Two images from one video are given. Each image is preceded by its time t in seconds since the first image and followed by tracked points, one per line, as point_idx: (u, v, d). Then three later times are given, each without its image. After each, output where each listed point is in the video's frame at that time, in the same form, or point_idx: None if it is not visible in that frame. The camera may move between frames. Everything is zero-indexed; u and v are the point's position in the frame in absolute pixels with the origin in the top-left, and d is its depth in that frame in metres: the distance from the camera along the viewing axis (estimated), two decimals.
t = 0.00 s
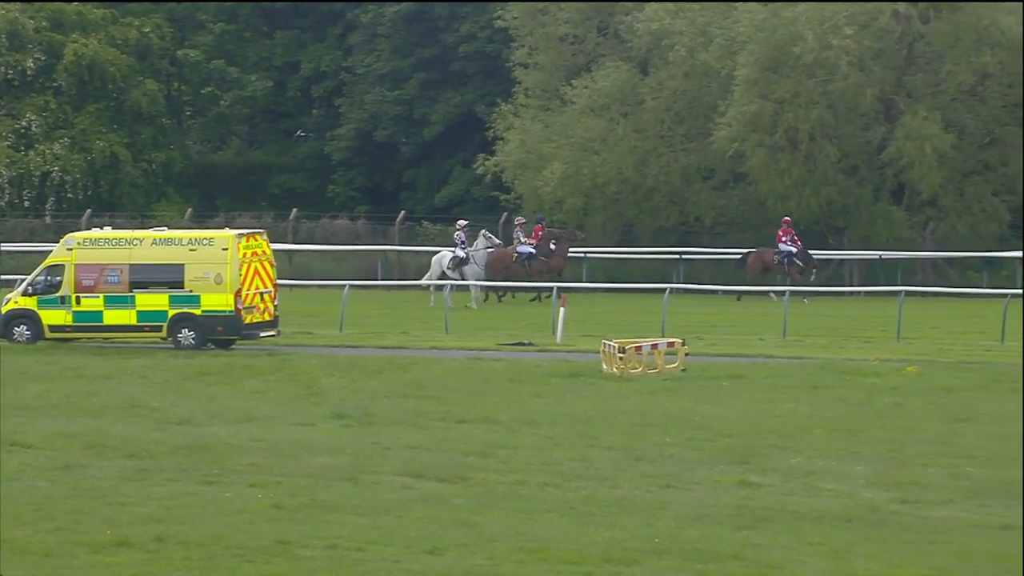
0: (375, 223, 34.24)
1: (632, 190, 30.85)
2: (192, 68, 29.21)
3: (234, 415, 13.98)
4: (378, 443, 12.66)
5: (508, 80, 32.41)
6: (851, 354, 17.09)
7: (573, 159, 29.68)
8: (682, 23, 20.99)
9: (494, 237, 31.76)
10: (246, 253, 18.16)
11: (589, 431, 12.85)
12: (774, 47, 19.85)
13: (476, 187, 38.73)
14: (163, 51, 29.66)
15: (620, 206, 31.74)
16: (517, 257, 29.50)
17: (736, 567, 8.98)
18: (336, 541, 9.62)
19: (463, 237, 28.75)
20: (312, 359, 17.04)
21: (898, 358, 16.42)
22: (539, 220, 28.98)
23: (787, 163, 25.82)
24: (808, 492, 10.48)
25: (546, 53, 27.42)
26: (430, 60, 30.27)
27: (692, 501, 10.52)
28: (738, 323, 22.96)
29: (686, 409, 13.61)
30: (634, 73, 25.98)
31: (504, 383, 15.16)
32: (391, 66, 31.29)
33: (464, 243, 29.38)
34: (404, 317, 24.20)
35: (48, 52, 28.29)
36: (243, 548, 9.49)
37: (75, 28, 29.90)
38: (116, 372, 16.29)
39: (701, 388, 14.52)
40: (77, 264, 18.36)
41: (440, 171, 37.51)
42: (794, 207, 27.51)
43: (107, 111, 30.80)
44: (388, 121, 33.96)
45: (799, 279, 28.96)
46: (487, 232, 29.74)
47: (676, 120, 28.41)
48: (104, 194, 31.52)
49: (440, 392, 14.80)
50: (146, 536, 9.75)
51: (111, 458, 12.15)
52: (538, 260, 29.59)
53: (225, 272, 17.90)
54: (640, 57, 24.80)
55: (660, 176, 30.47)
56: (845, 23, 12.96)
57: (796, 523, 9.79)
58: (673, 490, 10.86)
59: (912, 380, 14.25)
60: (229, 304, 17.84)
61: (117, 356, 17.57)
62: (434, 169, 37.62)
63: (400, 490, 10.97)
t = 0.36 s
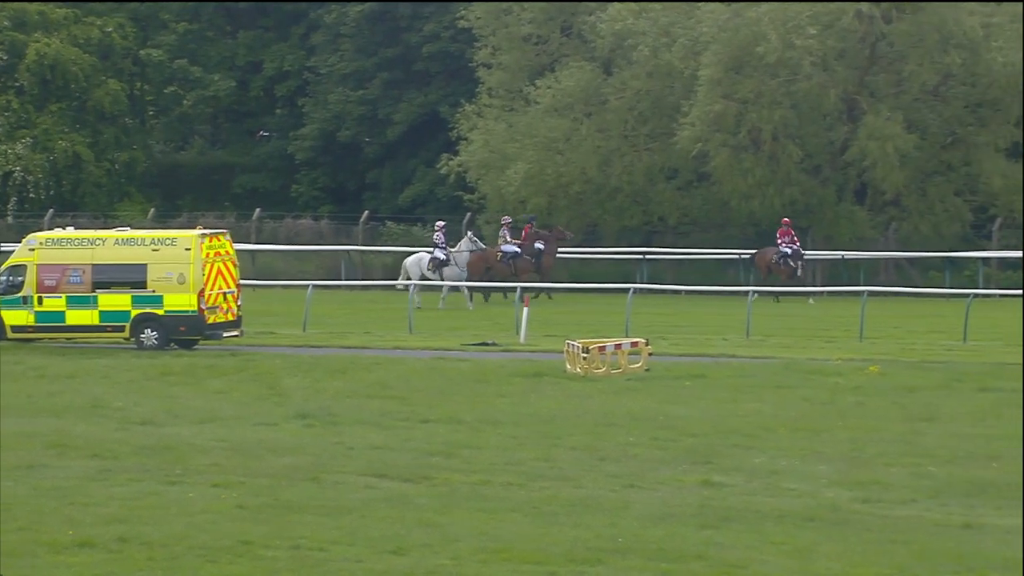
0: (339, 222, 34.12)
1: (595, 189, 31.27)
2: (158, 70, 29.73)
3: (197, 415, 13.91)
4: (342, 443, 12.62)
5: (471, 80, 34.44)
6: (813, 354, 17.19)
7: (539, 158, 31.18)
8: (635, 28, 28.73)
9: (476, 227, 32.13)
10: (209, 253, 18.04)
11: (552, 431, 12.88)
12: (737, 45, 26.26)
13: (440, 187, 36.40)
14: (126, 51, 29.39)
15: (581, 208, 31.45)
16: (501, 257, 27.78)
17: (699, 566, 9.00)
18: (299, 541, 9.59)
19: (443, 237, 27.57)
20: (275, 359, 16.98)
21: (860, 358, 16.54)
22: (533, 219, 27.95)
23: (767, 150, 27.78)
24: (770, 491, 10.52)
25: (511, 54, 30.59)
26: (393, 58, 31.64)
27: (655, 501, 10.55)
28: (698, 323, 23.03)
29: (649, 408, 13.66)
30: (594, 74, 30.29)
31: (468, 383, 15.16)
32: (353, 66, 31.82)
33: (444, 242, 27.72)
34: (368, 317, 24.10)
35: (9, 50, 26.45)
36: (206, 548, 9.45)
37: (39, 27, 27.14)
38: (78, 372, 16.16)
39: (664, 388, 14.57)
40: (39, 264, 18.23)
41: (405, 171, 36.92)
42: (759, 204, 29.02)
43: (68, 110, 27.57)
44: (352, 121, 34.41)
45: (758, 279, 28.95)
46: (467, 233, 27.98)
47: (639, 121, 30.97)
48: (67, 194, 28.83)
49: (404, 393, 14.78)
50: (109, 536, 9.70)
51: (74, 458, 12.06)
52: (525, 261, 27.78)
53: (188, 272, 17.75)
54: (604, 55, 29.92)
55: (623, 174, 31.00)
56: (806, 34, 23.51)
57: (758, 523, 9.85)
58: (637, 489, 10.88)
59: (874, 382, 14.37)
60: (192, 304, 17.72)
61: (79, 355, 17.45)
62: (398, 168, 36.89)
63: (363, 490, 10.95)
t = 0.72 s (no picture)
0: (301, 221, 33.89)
1: (558, 190, 31.13)
2: (118, 71, 26.19)
3: (158, 415, 13.83)
4: (303, 443, 12.58)
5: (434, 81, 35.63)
6: (774, 354, 17.28)
7: (500, 159, 31.05)
8: (598, 28, 29.63)
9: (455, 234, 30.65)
10: (171, 253, 17.92)
11: (515, 430, 12.90)
12: (699, 45, 26.58)
13: (402, 187, 37.06)
14: (85, 49, 26.25)
15: (544, 207, 31.37)
16: (484, 258, 27.40)
17: (660, 565, 9.05)
18: (261, 541, 9.57)
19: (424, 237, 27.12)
20: (236, 358, 16.91)
21: (820, 358, 16.66)
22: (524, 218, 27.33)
23: (729, 150, 28.17)
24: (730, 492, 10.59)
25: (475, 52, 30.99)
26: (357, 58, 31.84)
27: (617, 500, 10.59)
28: (659, 324, 23.08)
29: (611, 408, 13.70)
30: (558, 74, 30.79)
31: (429, 383, 15.14)
32: (316, 66, 31.36)
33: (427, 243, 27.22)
34: (329, 317, 23.98)
35: None
36: (167, 548, 9.42)
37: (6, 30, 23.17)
38: (39, 372, 16.04)
39: (626, 388, 14.62)
40: None
41: (367, 172, 37.19)
42: (720, 206, 29.02)
43: None
44: (314, 122, 33.24)
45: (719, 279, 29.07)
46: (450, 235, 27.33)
47: (601, 122, 31.13)
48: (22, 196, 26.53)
49: (366, 392, 14.76)
50: (69, 536, 9.66)
51: (33, 459, 11.98)
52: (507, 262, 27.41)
53: (150, 272, 17.64)
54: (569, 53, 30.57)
55: (585, 174, 30.94)
56: (765, 37, 25.20)
57: (719, 522, 9.91)
58: (599, 489, 10.91)
59: (833, 382, 14.49)
60: (154, 304, 17.61)
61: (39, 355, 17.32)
62: (359, 169, 37.00)
63: (325, 490, 10.94)
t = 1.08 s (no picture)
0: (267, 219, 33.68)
1: (524, 190, 30.81)
2: None
3: (124, 414, 13.74)
4: (270, 442, 12.54)
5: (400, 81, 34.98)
6: (741, 353, 17.34)
7: (467, 158, 30.90)
8: (563, 28, 30.28)
9: (436, 236, 30.67)
10: (137, 252, 17.81)
11: (482, 429, 12.92)
12: (665, 45, 26.70)
13: (369, 186, 35.16)
14: None
15: (510, 207, 30.99)
16: (473, 257, 27.23)
17: (628, 564, 9.07)
18: (228, 541, 9.54)
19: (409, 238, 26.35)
20: (203, 358, 16.81)
21: (787, 356, 16.73)
22: (517, 220, 27.53)
23: (695, 150, 28.33)
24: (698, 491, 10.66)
25: (441, 53, 32.62)
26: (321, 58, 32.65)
27: (584, 499, 10.61)
28: (627, 323, 23.04)
29: (579, 407, 13.73)
30: (525, 75, 31.45)
31: (397, 382, 15.12)
32: (282, 66, 32.35)
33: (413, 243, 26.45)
34: (296, 317, 23.81)
35: None
36: (134, 548, 9.38)
37: None
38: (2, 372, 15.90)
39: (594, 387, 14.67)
40: None
41: (334, 170, 35.82)
42: (686, 205, 28.88)
43: None
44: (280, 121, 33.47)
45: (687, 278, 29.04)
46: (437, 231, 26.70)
47: (568, 121, 31.15)
48: None
49: (333, 392, 14.70)
50: (35, 536, 9.61)
51: None
52: (499, 260, 27.28)
53: (116, 272, 17.53)
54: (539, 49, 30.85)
55: (552, 174, 30.76)
56: (731, 37, 25.47)
57: (686, 521, 9.95)
58: (566, 488, 10.94)
59: (799, 381, 14.58)
60: (120, 304, 17.53)
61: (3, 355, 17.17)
62: (326, 168, 35.95)
63: (292, 490, 10.91)
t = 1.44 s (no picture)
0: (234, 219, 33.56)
1: (492, 189, 31.38)
2: None
3: (90, 415, 13.67)
4: (237, 443, 12.50)
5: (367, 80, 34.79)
6: (707, 353, 17.43)
7: (435, 158, 31.19)
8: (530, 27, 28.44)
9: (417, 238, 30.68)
10: (103, 252, 17.76)
11: (449, 429, 12.93)
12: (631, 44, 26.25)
13: (336, 187, 36.39)
14: None
15: (477, 207, 31.54)
16: (466, 258, 27.80)
17: (595, 563, 9.09)
18: (194, 541, 9.50)
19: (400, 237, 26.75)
20: (170, 358, 16.74)
21: (754, 356, 16.83)
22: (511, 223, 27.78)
23: (663, 150, 28.57)
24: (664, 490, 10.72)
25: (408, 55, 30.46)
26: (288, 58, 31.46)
27: (552, 499, 10.64)
28: (595, 323, 23.08)
29: (547, 407, 13.75)
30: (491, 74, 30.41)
31: (364, 383, 15.10)
32: (249, 65, 31.23)
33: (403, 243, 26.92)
34: (263, 317, 23.72)
35: None
36: (100, 549, 9.33)
37: None
38: None
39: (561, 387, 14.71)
40: None
41: (302, 170, 36.21)
42: (654, 206, 29.48)
43: None
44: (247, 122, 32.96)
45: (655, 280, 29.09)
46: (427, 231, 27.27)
47: (535, 121, 31.18)
48: None
49: (300, 392, 14.68)
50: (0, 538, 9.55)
51: None
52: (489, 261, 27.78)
53: (82, 272, 17.43)
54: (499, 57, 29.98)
55: (519, 173, 31.24)
56: (698, 37, 24.81)
57: (653, 521, 9.99)
58: (534, 488, 10.96)
59: (765, 380, 14.67)
60: (86, 304, 17.41)
61: None
62: (294, 168, 36.05)
63: (259, 490, 10.88)
